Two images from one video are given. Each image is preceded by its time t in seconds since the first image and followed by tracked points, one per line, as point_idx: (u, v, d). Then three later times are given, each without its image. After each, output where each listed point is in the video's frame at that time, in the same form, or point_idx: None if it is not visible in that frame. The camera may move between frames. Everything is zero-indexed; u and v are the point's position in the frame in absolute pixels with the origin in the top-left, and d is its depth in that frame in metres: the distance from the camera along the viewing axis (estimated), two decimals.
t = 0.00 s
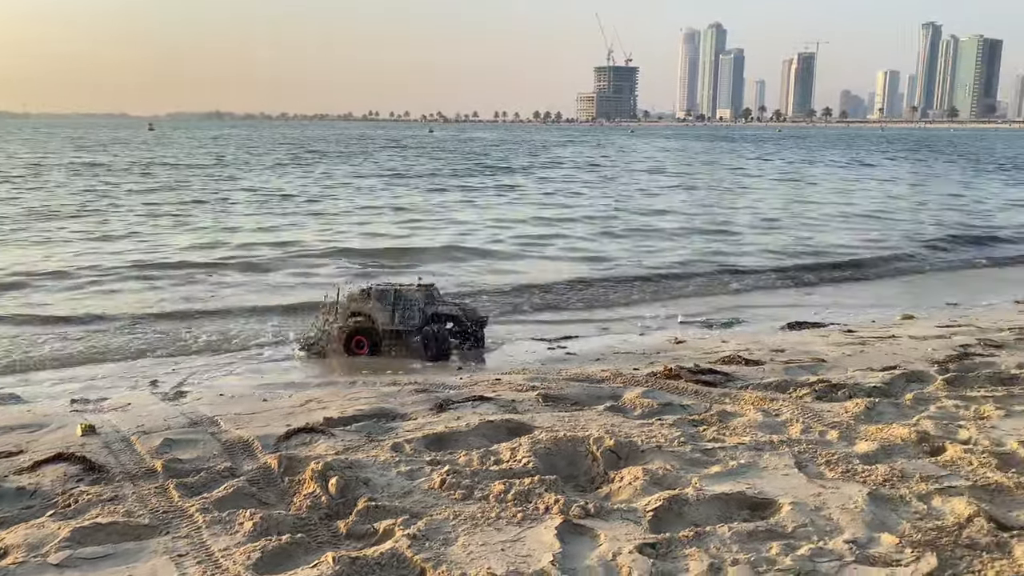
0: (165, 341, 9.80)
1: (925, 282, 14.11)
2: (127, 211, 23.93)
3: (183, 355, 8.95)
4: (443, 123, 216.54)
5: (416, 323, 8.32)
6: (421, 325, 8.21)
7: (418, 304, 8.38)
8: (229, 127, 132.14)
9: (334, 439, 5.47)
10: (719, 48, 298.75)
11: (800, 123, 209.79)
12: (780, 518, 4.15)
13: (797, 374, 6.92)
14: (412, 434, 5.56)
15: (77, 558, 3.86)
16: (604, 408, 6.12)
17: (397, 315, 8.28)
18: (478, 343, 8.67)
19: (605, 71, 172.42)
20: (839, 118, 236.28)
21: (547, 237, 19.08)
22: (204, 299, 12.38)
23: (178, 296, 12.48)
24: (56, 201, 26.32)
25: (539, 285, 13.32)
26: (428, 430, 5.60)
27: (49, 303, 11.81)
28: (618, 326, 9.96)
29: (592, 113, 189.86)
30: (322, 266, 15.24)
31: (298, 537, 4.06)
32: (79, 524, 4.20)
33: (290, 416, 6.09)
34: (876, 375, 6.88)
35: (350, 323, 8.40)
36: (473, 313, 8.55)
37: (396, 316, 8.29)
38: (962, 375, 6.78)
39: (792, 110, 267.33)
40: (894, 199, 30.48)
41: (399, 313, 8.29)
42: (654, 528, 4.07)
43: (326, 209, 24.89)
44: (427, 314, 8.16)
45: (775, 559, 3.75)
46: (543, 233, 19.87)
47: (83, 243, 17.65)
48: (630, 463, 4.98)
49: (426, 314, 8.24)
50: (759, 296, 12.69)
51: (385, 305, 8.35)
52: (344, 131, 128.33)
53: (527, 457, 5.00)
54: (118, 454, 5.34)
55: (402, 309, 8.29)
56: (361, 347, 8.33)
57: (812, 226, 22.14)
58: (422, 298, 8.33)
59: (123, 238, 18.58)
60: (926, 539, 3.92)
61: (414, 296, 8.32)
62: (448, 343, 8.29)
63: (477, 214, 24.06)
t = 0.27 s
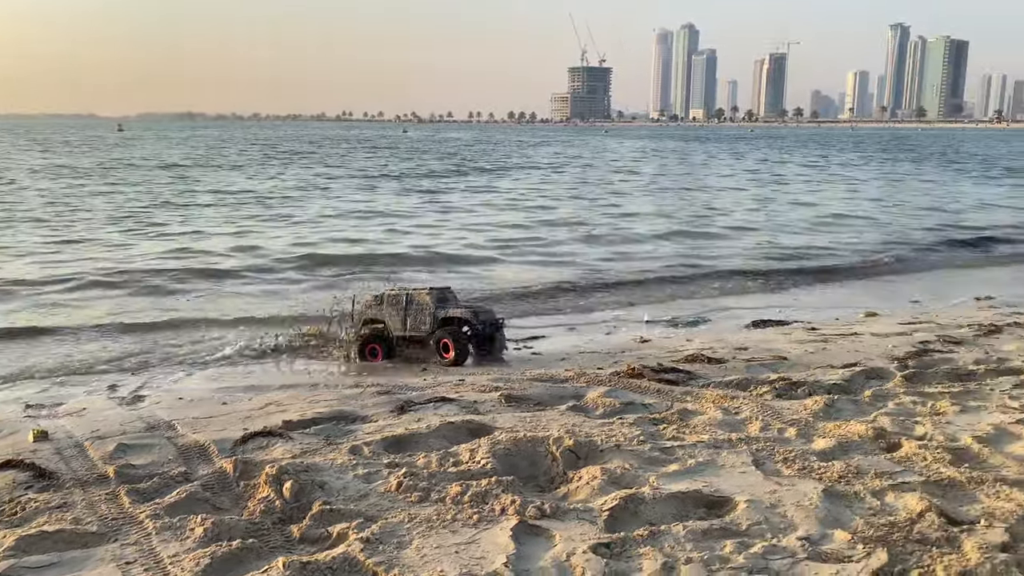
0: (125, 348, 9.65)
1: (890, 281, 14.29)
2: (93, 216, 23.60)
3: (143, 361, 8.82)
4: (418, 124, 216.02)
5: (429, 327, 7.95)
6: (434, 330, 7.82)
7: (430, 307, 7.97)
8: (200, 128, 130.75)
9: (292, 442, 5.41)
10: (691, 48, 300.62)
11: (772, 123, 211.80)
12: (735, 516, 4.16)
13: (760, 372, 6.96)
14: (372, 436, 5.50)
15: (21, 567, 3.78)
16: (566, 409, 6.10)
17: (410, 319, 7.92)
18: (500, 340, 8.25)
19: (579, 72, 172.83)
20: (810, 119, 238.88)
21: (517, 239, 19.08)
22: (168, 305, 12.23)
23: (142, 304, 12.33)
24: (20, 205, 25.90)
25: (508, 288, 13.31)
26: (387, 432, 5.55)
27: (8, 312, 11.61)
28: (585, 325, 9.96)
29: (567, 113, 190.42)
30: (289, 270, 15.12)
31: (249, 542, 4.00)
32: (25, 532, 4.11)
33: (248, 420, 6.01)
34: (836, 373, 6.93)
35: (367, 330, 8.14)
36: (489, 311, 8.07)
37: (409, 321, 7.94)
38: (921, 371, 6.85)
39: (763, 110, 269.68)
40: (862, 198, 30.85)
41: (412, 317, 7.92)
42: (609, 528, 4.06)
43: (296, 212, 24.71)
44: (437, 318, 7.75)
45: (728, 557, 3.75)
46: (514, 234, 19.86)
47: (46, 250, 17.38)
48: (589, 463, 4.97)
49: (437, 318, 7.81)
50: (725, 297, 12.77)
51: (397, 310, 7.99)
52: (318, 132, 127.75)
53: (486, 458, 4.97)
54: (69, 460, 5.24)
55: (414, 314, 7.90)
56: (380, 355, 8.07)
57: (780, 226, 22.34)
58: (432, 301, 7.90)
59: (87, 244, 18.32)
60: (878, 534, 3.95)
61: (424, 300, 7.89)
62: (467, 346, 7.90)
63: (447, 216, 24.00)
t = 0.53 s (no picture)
0: (70, 355, 9.44)
1: (844, 281, 14.48)
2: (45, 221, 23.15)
3: (87, 368, 8.64)
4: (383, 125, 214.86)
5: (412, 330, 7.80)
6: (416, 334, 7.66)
7: (414, 310, 7.81)
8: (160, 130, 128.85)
9: (231, 450, 5.31)
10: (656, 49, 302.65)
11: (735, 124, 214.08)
12: (671, 517, 4.17)
13: (708, 371, 7.00)
14: (313, 442, 5.43)
15: None
16: (513, 411, 6.07)
17: (392, 321, 7.77)
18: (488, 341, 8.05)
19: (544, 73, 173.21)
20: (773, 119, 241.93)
21: (477, 241, 19.05)
22: (118, 312, 12.01)
23: (91, 310, 12.09)
24: None
25: (465, 292, 13.27)
26: (330, 438, 5.48)
27: None
28: (539, 326, 9.95)
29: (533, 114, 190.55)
30: (245, 273, 14.92)
31: (177, 553, 3.91)
32: None
33: (189, 427, 5.89)
34: (783, 371, 6.99)
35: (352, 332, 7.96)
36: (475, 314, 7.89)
37: (391, 322, 7.79)
38: (865, 369, 6.94)
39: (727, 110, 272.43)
40: (821, 199, 31.25)
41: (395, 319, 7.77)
42: (546, 531, 4.04)
43: (255, 215, 24.46)
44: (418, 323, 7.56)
45: (662, 558, 3.75)
46: (474, 237, 19.83)
47: None
48: (532, 465, 4.94)
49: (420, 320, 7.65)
50: (681, 298, 12.85)
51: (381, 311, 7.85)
52: (282, 134, 126.76)
53: (427, 462, 4.92)
54: None
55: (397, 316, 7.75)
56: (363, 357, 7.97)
57: (739, 226, 22.58)
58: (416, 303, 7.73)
59: (38, 250, 17.95)
60: (811, 533, 3.97)
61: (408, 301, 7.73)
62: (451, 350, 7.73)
63: (408, 218, 23.90)
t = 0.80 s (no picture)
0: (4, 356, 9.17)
1: (791, 274, 14.71)
2: None
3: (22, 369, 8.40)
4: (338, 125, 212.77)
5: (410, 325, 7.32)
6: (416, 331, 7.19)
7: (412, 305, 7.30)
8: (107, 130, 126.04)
9: (165, 445, 5.17)
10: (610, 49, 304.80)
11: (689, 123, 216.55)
12: (610, 500, 4.16)
13: (653, 360, 7.03)
14: (251, 436, 5.31)
15: None
16: (457, 401, 6.01)
17: (388, 316, 7.28)
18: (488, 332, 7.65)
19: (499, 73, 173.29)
20: (727, 119, 245.06)
21: (430, 237, 18.96)
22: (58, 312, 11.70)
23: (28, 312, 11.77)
24: None
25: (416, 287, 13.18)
26: (268, 431, 5.37)
27: None
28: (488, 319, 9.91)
29: (489, 113, 190.44)
30: (191, 271, 14.65)
31: (102, 548, 3.79)
32: None
33: (123, 424, 5.74)
34: (726, 358, 7.05)
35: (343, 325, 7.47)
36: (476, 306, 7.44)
37: (387, 318, 7.29)
38: (806, 354, 7.04)
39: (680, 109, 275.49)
40: (770, 196, 31.72)
41: (391, 314, 7.27)
42: (483, 517, 4.00)
43: (204, 216, 24.06)
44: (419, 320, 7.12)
45: (599, 540, 3.73)
46: (426, 234, 19.74)
47: None
48: (473, 453, 4.89)
49: (419, 316, 7.17)
50: (631, 291, 12.93)
51: (376, 305, 7.34)
52: (234, 134, 124.83)
53: (366, 452, 4.84)
54: None
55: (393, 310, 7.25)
56: (357, 353, 7.49)
57: (690, 221, 22.82)
58: (414, 297, 7.22)
59: None
60: (748, 512, 3.99)
61: (405, 295, 7.23)
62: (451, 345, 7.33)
63: (361, 215, 23.72)
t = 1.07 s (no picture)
0: None
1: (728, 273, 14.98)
2: None
3: None
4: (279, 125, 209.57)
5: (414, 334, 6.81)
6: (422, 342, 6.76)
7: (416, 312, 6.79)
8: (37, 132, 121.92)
9: (86, 464, 5.03)
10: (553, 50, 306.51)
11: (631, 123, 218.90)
12: (537, 508, 4.19)
13: (588, 364, 7.08)
14: (177, 452, 5.20)
15: None
16: (390, 410, 5.97)
17: (391, 327, 6.83)
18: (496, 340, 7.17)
19: (442, 74, 172.61)
20: (669, 119, 248.39)
21: (370, 239, 18.81)
22: None
23: None
24: None
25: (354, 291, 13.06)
26: (194, 447, 5.26)
27: None
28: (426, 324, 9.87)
29: (432, 113, 189.77)
30: (123, 277, 14.27)
31: None
32: None
33: (42, 442, 5.56)
34: (658, 361, 7.16)
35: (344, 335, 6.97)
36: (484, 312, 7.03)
37: (391, 328, 6.84)
38: (736, 356, 7.18)
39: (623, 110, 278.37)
40: (709, 196, 32.27)
41: (394, 324, 6.83)
42: (410, 530, 3.99)
43: (138, 221, 23.47)
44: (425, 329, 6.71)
45: (523, 550, 3.76)
46: (367, 237, 19.57)
47: None
48: (404, 464, 4.86)
49: (425, 326, 6.73)
50: (570, 293, 13.02)
51: (377, 315, 6.88)
52: (171, 134, 121.89)
53: (294, 467, 4.78)
54: None
55: (397, 320, 6.81)
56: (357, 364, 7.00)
57: (630, 220, 23.08)
58: (419, 306, 6.78)
59: None
60: (671, 517, 4.06)
61: (409, 304, 6.78)
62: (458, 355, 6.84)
63: (300, 219, 23.41)
